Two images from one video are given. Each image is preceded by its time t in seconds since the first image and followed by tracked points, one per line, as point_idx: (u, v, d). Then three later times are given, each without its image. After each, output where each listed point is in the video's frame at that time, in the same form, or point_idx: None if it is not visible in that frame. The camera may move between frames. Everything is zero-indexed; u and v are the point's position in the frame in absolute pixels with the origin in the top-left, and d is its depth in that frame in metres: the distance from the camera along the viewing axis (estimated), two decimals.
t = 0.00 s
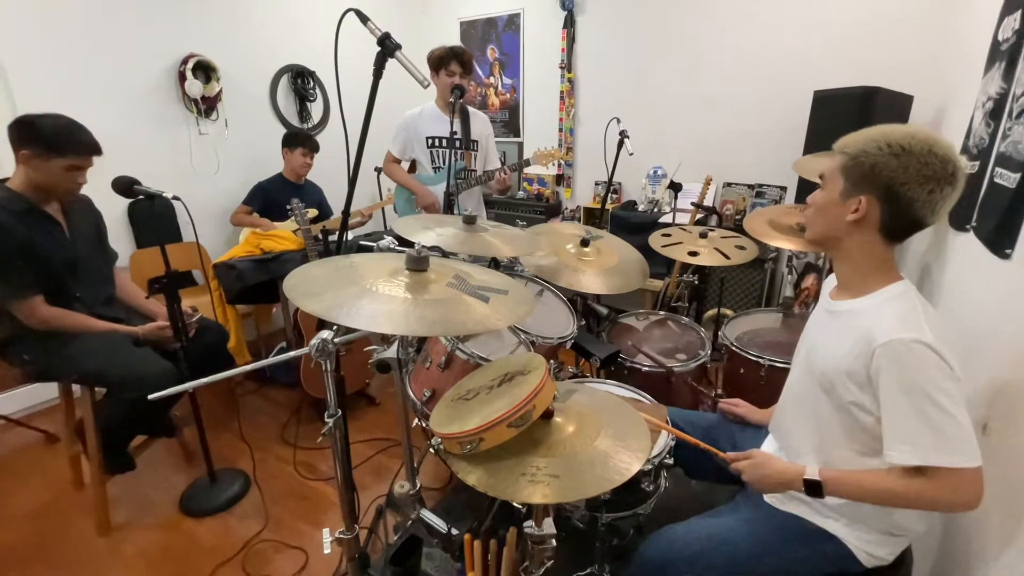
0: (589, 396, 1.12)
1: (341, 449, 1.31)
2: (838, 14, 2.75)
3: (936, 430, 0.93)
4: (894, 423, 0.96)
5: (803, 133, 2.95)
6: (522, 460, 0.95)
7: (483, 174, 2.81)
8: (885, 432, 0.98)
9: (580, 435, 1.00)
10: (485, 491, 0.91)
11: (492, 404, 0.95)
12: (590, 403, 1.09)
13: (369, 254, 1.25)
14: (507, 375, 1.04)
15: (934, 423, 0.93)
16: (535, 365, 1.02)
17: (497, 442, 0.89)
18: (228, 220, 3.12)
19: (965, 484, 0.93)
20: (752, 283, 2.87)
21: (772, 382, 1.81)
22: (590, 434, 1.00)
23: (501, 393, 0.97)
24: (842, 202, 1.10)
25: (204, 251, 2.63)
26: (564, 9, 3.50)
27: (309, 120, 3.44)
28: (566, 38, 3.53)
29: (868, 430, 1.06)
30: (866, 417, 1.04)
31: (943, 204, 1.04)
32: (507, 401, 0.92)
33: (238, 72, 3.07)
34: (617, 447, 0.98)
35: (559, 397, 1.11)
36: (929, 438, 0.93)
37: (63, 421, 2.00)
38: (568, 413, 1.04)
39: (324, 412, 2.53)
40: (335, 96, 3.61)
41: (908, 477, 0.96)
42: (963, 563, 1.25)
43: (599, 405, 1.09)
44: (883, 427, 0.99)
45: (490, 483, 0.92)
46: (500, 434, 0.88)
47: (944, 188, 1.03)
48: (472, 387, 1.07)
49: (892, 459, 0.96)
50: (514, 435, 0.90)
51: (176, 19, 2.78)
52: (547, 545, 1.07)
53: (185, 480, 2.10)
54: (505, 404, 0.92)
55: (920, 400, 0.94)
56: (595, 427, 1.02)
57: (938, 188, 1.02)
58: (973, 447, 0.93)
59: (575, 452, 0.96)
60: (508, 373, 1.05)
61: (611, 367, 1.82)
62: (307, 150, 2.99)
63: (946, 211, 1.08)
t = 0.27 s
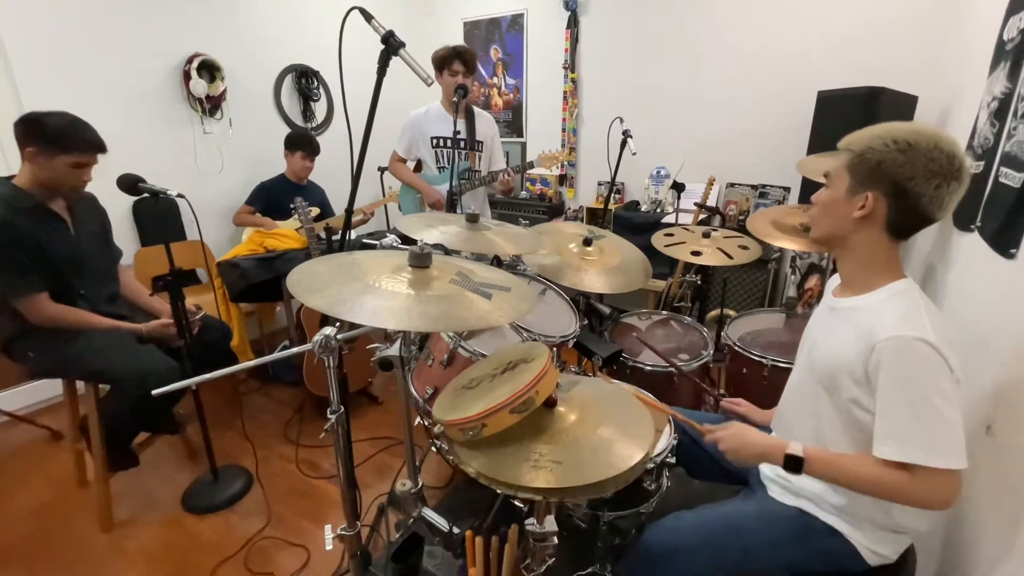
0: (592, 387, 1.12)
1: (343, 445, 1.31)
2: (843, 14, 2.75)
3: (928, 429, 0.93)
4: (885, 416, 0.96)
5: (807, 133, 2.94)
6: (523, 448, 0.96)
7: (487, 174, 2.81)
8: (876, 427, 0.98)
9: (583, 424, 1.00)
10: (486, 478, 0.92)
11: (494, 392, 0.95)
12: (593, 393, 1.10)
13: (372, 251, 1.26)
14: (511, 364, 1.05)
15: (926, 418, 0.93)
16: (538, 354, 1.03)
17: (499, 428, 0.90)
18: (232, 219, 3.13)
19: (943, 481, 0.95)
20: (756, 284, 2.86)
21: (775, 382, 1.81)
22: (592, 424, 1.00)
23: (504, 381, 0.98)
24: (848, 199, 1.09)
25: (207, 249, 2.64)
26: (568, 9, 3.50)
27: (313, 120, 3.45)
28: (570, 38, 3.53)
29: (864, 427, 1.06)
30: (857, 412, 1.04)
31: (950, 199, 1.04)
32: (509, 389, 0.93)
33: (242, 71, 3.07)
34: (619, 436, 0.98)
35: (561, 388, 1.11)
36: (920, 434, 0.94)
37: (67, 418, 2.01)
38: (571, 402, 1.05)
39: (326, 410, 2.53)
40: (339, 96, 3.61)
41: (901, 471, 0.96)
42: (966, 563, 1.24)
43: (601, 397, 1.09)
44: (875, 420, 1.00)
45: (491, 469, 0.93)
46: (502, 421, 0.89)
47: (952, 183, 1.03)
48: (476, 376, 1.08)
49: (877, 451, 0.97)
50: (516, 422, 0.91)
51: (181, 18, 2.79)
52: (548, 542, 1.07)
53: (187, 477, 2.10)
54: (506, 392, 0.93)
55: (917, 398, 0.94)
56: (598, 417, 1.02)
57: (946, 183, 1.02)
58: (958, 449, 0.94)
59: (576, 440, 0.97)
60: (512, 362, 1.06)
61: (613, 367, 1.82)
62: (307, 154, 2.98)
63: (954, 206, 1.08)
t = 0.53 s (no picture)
0: (593, 393, 1.12)
1: (346, 444, 1.31)
2: (848, 15, 2.74)
3: (925, 430, 0.93)
4: (882, 416, 0.95)
5: (811, 134, 2.94)
6: (523, 455, 0.96)
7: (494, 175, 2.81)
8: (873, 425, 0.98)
9: (583, 432, 1.01)
10: (485, 483, 0.92)
11: (497, 399, 0.95)
12: (595, 400, 1.10)
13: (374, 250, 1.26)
14: (514, 372, 1.05)
15: (923, 423, 0.93)
16: (542, 361, 1.03)
17: (501, 436, 0.90)
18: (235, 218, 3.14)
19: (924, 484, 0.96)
20: (759, 285, 2.85)
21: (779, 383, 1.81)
22: (593, 432, 1.00)
23: (507, 389, 0.98)
24: (850, 201, 1.08)
25: (211, 249, 2.65)
26: (572, 9, 3.50)
27: (316, 120, 3.46)
28: (573, 39, 3.54)
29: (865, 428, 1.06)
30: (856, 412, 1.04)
31: (953, 197, 1.04)
32: (512, 396, 0.93)
33: (247, 71, 3.08)
34: (619, 444, 0.99)
35: (564, 394, 1.11)
36: (917, 437, 0.93)
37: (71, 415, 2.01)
38: (573, 410, 1.05)
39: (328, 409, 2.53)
40: (343, 96, 3.62)
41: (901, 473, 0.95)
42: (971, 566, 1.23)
43: (603, 404, 1.09)
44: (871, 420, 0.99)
45: (491, 476, 0.93)
46: (505, 429, 0.89)
47: (954, 181, 1.02)
48: (480, 382, 1.08)
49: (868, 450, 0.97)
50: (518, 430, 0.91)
51: (187, 18, 2.80)
52: (551, 542, 1.06)
53: (190, 476, 2.10)
54: (510, 399, 0.93)
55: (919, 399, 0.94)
56: (598, 425, 1.02)
57: (949, 182, 1.02)
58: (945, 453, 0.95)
59: (576, 448, 0.97)
60: (515, 370, 1.06)
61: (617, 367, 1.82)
62: (307, 150, 3.00)
63: (956, 204, 1.08)
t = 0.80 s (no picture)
0: (596, 393, 1.12)
1: (349, 443, 1.31)
2: (852, 17, 2.73)
3: (933, 430, 0.93)
4: (894, 422, 0.95)
5: (815, 136, 2.93)
6: (527, 455, 0.96)
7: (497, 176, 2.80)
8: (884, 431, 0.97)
9: (587, 432, 1.00)
10: (490, 483, 0.92)
11: (499, 399, 0.95)
12: (597, 399, 1.09)
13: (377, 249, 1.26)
14: (517, 372, 1.05)
15: (935, 424, 0.92)
16: (545, 360, 1.03)
17: (505, 435, 0.90)
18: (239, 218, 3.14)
19: (954, 482, 0.93)
20: (762, 286, 2.85)
21: (782, 385, 1.80)
22: (597, 432, 1.00)
23: (509, 389, 0.98)
24: (849, 201, 1.08)
25: (215, 248, 2.65)
26: (575, 11, 3.51)
27: (320, 121, 3.46)
28: (577, 41, 3.54)
29: (872, 430, 1.05)
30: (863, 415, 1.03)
31: (953, 196, 1.04)
32: (516, 395, 0.93)
33: (251, 72, 3.09)
34: (622, 443, 0.99)
35: (567, 394, 1.10)
36: (931, 438, 0.92)
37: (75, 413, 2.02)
38: (576, 409, 1.04)
39: (330, 409, 2.53)
40: (346, 97, 3.63)
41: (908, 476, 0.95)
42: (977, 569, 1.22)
43: (606, 403, 1.09)
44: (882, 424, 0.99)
45: (496, 476, 0.93)
46: (509, 427, 0.89)
47: (953, 180, 1.02)
48: (482, 382, 1.08)
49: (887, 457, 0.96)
50: (522, 429, 0.91)
51: (192, 18, 2.81)
52: (553, 542, 1.07)
53: (193, 475, 2.11)
54: (513, 398, 0.93)
55: (923, 399, 0.93)
56: (601, 424, 1.02)
57: (948, 181, 1.02)
58: (966, 450, 0.92)
59: (580, 448, 0.97)
60: (518, 369, 1.06)
61: (619, 367, 1.82)
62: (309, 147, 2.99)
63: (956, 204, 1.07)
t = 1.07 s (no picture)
0: (599, 394, 1.12)
1: (351, 443, 1.31)
2: (856, 19, 2.73)
3: (937, 436, 0.92)
4: (897, 428, 0.94)
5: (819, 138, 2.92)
6: (530, 455, 0.96)
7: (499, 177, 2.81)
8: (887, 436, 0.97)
9: (590, 433, 1.00)
10: (493, 484, 0.92)
11: (501, 400, 0.95)
12: (601, 400, 1.09)
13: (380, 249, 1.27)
14: (519, 372, 1.05)
15: (938, 429, 0.91)
16: (548, 361, 1.03)
17: (507, 435, 0.90)
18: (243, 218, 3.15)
19: (957, 487, 0.92)
20: (765, 288, 2.84)
21: (785, 387, 1.80)
22: (599, 433, 1.00)
23: (512, 390, 0.98)
24: (838, 207, 1.08)
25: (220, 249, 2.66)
26: (579, 13, 3.51)
27: (324, 122, 3.47)
28: (580, 42, 3.54)
29: (875, 434, 1.04)
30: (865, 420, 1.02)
31: (941, 199, 1.03)
32: (518, 396, 0.93)
33: (256, 73, 3.10)
34: (625, 444, 0.99)
35: (570, 395, 1.10)
36: (933, 444, 0.92)
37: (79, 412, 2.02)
38: (579, 411, 1.04)
39: (332, 410, 2.53)
40: (350, 98, 3.63)
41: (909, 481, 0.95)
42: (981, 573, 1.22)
43: (609, 405, 1.09)
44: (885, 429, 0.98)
45: (499, 477, 0.92)
46: (511, 428, 0.89)
47: (940, 183, 1.02)
48: (485, 383, 1.08)
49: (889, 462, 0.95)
50: (524, 429, 0.91)
51: (197, 19, 2.82)
52: (556, 543, 1.06)
53: (195, 474, 2.11)
54: (515, 399, 0.93)
55: (926, 405, 0.93)
56: (604, 425, 1.02)
57: (934, 184, 1.01)
58: (971, 454, 0.92)
59: (582, 449, 0.96)
60: (520, 370, 1.06)
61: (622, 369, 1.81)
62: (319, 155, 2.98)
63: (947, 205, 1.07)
